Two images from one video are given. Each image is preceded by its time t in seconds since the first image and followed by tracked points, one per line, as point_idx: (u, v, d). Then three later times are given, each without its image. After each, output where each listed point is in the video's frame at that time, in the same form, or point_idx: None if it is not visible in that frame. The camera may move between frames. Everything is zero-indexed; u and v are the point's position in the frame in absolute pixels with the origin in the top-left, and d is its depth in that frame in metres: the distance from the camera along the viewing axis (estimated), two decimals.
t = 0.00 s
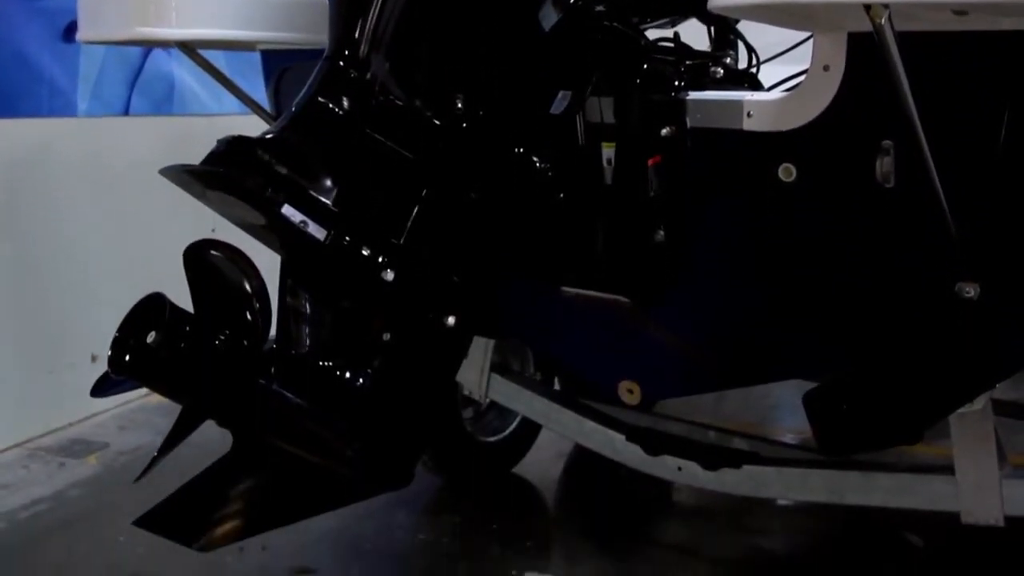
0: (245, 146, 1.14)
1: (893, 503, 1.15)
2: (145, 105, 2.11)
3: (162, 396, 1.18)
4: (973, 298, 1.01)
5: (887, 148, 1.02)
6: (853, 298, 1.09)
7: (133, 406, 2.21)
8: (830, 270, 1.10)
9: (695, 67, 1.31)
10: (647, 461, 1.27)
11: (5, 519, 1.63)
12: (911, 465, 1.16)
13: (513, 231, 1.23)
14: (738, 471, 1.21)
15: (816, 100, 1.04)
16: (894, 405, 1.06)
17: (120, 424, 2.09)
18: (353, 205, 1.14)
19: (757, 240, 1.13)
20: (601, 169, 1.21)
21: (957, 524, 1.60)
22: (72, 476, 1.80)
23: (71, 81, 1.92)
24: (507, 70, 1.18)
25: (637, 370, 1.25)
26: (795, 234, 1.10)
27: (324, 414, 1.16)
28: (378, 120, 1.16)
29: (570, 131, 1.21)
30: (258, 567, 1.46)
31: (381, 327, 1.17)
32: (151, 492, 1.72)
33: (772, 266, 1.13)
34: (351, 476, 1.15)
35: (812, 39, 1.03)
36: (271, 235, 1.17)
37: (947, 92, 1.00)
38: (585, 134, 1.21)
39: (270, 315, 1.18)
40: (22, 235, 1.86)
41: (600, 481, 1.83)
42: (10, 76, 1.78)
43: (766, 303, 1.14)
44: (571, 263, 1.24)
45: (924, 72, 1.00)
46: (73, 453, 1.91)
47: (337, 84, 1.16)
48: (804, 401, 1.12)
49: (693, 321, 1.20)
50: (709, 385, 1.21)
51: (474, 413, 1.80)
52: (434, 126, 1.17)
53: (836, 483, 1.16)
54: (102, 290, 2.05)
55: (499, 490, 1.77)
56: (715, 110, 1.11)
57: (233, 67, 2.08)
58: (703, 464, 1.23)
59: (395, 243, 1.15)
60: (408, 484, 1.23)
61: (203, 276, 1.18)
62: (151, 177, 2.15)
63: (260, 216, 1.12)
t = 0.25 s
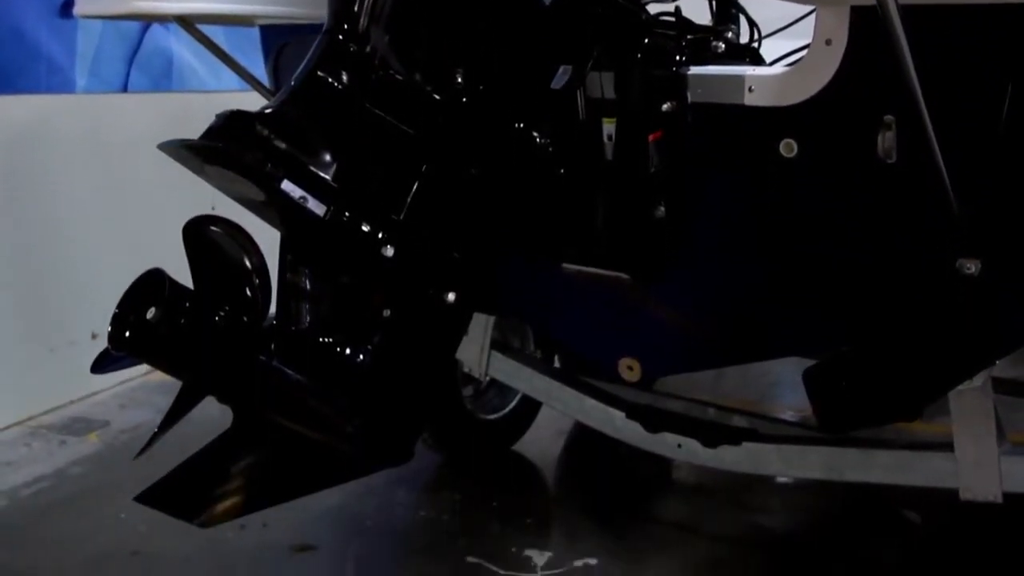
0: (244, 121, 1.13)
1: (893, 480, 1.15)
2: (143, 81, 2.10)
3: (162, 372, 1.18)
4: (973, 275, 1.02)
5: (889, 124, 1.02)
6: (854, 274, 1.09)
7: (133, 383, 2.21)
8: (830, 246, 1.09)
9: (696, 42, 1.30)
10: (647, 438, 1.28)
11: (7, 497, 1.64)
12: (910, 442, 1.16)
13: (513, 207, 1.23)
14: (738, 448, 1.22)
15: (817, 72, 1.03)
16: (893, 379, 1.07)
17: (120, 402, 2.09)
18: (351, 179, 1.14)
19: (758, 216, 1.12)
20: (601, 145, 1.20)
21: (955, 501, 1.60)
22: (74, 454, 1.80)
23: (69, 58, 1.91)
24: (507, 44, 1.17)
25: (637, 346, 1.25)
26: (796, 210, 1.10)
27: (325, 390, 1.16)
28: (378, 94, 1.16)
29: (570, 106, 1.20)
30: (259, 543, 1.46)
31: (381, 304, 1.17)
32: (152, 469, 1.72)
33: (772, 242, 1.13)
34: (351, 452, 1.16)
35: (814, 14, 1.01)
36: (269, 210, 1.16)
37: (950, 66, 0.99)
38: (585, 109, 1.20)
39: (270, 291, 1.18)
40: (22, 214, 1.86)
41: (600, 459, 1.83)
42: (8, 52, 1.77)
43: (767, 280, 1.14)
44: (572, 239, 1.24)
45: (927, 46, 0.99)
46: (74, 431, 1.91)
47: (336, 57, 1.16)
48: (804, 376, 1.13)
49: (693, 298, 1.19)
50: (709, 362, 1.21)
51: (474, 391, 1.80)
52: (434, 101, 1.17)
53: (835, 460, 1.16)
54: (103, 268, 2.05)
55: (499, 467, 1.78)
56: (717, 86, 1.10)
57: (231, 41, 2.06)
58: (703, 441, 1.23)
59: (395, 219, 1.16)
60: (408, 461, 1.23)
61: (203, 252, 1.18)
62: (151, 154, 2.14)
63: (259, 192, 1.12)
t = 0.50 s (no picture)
0: (247, 106, 1.15)
1: (894, 468, 1.14)
2: (142, 69, 2.10)
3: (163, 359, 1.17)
4: (973, 262, 1.02)
5: (890, 111, 1.01)
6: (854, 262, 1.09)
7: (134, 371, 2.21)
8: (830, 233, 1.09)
9: (697, 29, 1.30)
10: (647, 426, 1.28)
11: (8, 484, 1.64)
12: (909, 430, 1.16)
13: (515, 195, 1.22)
14: (738, 435, 1.22)
15: (812, 68, 1.03)
16: (892, 365, 1.08)
17: (121, 390, 2.09)
18: (350, 166, 1.15)
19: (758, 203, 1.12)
20: (601, 132, 1.20)
21: (955, 490, 1.60)
22: (74, 441, 1.81)
23: (68, 46, 1.91)
24: (507, 29, 1.17)
25: (637, 334, 1.25)
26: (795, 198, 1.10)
27: (324, 375, 1.15)
28: (378, 81, 1.17)
29: (570, 94, 1.19)
30: (260, 531, 1.47)
31: (381, 291, 1.17)
32: (151, 457, 1.73)
33: (772, 230, 1.12)
34: (351, 440, 1.16)
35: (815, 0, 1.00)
36: (269, 195, 1.17)
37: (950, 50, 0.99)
38: (585, 98, 1.20)
39: (270, 278, 1.17)
40: (23, 202, 1.86)
41: (600, 447, 1.83)
42: (7, 41, 1.76)
43: (767, 267, 1.14)
44: (571, 226, 1.24)
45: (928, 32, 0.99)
46: (74, 418, 1.91)
47: (338, 45, 1.18)
48: (804, 365, 1.15)
49: (693, 285, 1.19)
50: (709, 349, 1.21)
51: (475, 379, 1.78)
52: (434, 88, 1.18)
53: (835, 447, 1.16)
54: (102, 257, 2.05)
55: (499, 455, 1.78)
56: (718, 75, 1.09)
57: (230, 27, 2.05)
58: (703, 428, 1.24)
59: (395, 206, 1.16)
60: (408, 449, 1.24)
61: (204, 240, 1.18)
62: (150, 143, 2.14)
63: (258, 177, 1.13)
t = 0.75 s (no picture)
0: (248, 111, 1.15)
1: (893, 471, 1.14)
2: (142, 73, 2.10)
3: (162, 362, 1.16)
4: (972, 266, 1.02)
5: (890, 117, 1.01)
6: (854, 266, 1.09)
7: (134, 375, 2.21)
8: (829, 237, 1.09)
9: (697, 35, 1.30)
10: (648, 430, 1.28)
11: (8, 487, 1.64)
12: (909, 433, 1.15)
13: (515, 200, 1.22)
14: (738, 439, 1.22)
15: (812, 76, 1.03)
16: (891, 368, 1.08)
17: (121, 393, 2.09)
18: (352, 171, 1.15)
19: (758, 207, 1.13)
20: (601, 137, 1.20)
21: (955, 494, 1.60)
22: (74, 444, 1.81)
23: (69, 51, 1.91)
24: (506, 35, 1.17)
25: (637, 337, 1.25)
26: (795, 203, 1.10)
27: (322, 378, 1.16)
28: (378, 86, 1.17)
29: (570, 99, 1.19)
30: (260, 533, 1.47)
31: (381, 295, 1.17)
32: (152, 460, 1.73)
33: (772, 234, 1.13)
34: (352, 443, 1.16)
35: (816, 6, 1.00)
36: (269, 200, 1.17)
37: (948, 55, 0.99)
38: (585, 103, 1.20)
39: (269, 282, 1.18)
40: (23, 206, 1.86)
41: (600, 451, 1.83)
42: (7, 46, 1.77)
43: (766, 272, 1.14)
44: (571, 231, 1.24)
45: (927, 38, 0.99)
46: (75, 422, 1.91)
47: (338, 51, 1.18)
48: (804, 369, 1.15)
49: (693, 289, 1.19)
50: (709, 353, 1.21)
51: (475, 382, 1.79)
52: (434, 94, 1.18)
53: (834, 450, 1.16)
54: (103, 260, 2.05)
55: (499, 458, 1.78)
56: (716, 79, 1.11)
57: (231, 34, 2.05)
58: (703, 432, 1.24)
59: (395, 210, 1.15)
60: (408, 453, 1.24)
61: (204, 243, 1.19)
62: (150, 147, 2.14)
63: (258, 182, 1.13)
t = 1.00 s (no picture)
0: (250, 131, 1.14)
1: (892, 488, 1.14)
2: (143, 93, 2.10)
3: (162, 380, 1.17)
4: (972, 285, 1.01)
5: (888, 136, 1.02)
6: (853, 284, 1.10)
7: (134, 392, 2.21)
8: (829, 254, 1.10)
9: (696, 56, 1.31)
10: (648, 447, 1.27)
11: (7, 504, 1.64)
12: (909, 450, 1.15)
13: (516, 218, 1.22)
14: (738, 456, 1.21)
15: (812, 95, 1.05)
16: (892, 388, 1.06)
17: (121, 410, 2.09)
18: (353, 189, 1.14)
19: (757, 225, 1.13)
20: (601, 156, 1.21)
21: (956, 511, 1.60)
22: (73, 461, 1.81)
23: (69, 72, 1.91)
24: (505, 54, 1.17)
25: (637, 355, 1.26)
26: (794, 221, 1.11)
27: (323, 398, 1.15)
28: (378, 107, 1.16)
29: (570, 119, 1.21)
30: (258, 551, 1.46)
31: (381, 313, 1.16)
32: (152, 477, 1.73)
33: (772, 252, 1.13)
34: (353, 460, 1.16)
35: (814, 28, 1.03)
36: (270, 220, 1.17)
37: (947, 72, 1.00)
38: (585, 123, 1.21)
39: (269, 301, 1.18)
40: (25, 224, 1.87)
41: (600, 467, 1.83)
42: (9, 65, 1.77)
43: (766, 290, 1.15)
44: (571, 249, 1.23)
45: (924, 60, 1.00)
46: (74, 438, 1.91)
47: (339, 72, 1.16)
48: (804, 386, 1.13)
49: (693, 307, 1.20)
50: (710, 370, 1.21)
51: (474, 400, 1.81)
52: (434, 114, 1.17)
53: (834, 467, 1.16)
54: (103, 279, 2.06)
55: (500, 475, 1.78)
56: (716, 99, 1.13)
57: (233, 55, 2.07)
58: (703, 448, 1.23)
59: (395, 229, 1.15)
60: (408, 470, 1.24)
61: (205, 263, 1.19)
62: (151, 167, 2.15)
63: (259, 202, 1.13)
